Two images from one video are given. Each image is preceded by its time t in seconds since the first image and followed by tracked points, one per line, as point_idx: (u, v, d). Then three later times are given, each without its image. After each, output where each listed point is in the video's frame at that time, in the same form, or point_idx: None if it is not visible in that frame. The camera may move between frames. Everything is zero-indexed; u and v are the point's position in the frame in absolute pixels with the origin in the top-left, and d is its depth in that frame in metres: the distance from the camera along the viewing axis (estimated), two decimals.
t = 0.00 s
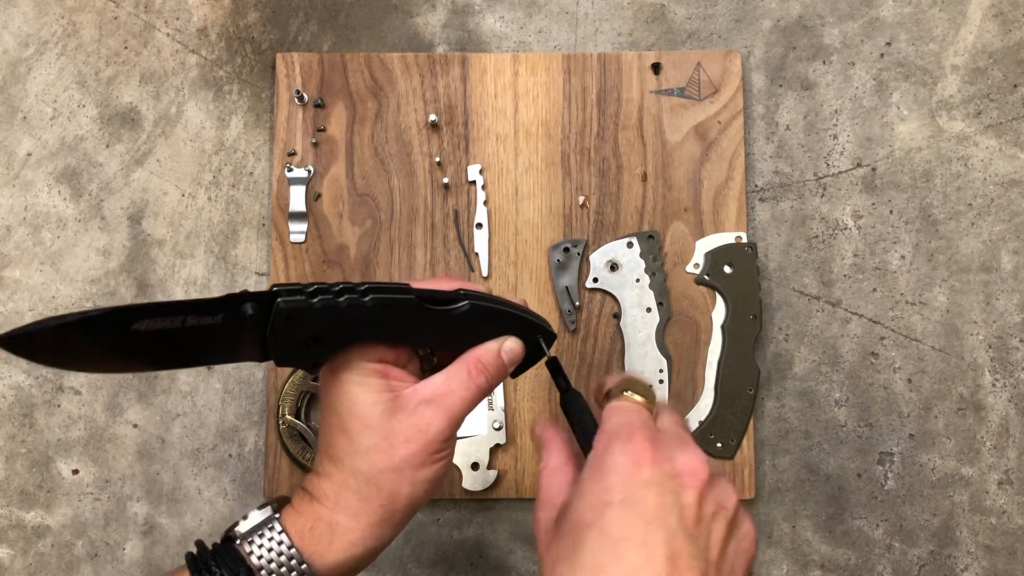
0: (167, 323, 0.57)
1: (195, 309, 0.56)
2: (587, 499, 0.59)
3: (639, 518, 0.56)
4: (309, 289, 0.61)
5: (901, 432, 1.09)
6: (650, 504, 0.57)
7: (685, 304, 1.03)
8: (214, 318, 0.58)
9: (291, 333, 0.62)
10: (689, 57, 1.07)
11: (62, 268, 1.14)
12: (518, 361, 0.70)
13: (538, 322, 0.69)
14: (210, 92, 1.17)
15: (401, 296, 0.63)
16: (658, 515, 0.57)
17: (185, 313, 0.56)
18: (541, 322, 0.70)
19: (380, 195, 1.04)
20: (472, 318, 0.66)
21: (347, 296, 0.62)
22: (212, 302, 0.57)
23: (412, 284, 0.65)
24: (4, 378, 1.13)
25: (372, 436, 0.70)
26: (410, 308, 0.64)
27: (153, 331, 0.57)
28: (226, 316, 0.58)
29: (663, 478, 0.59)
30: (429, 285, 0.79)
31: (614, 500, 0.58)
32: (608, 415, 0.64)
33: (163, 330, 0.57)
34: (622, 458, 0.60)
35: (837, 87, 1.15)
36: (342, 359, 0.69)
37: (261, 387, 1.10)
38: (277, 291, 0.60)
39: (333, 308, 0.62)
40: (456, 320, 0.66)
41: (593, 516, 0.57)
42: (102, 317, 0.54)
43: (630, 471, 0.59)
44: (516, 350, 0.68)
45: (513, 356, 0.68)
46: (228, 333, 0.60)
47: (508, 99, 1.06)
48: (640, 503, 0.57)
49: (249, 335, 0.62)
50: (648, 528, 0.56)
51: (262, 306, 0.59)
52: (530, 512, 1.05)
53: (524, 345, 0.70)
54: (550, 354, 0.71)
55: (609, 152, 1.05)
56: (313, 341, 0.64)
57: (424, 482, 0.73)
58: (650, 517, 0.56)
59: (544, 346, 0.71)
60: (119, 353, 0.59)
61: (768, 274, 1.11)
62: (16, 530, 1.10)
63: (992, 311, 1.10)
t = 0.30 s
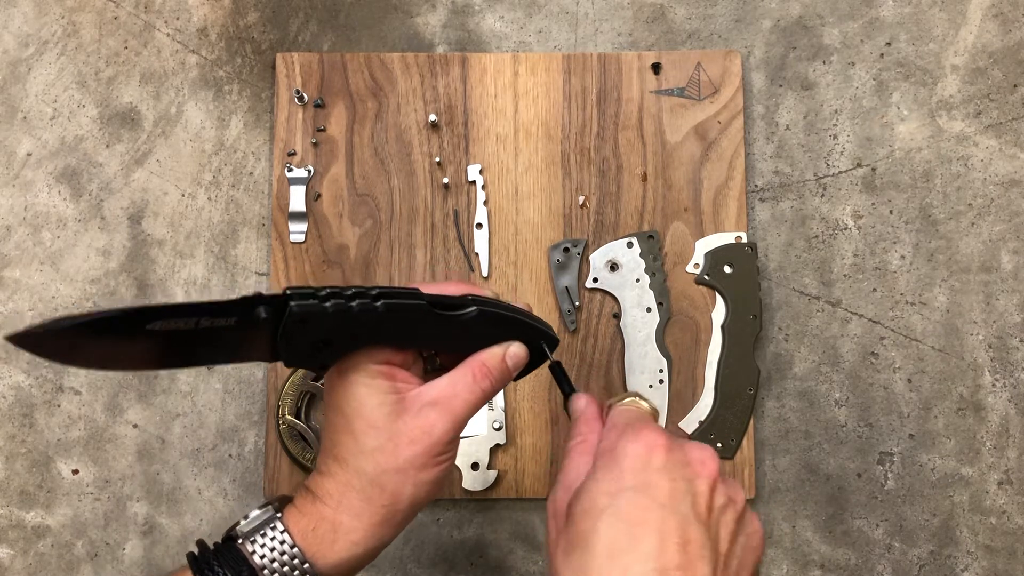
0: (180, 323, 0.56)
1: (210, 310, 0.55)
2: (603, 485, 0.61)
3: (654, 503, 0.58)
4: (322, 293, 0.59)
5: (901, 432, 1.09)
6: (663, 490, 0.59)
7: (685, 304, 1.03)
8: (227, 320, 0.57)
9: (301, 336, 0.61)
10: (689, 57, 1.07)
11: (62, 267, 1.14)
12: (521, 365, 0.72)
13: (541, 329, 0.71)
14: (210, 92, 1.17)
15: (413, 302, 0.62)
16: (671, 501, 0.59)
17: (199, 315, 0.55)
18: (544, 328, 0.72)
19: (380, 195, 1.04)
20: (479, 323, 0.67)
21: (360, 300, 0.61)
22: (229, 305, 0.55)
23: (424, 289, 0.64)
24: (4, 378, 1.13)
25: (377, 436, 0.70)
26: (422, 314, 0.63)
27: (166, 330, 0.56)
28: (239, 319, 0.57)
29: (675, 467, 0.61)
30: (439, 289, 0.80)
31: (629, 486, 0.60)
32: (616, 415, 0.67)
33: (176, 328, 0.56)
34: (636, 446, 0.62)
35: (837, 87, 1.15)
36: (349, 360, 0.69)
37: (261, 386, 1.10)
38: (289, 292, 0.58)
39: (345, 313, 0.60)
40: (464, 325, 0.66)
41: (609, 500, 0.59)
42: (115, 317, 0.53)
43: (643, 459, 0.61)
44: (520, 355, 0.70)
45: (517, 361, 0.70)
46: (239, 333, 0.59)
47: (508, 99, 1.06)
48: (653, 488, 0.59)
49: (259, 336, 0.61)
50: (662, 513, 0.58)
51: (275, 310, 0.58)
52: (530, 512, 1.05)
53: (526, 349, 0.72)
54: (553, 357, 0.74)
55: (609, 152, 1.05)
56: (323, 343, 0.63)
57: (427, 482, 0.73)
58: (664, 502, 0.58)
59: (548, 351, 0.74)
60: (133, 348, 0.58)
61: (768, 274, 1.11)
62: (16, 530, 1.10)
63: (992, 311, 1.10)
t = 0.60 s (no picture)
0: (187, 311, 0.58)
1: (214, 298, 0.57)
2: (585, 510, 0.60)
3: (635, 522, 0.57)
4: (326, 282, 0.61)
5: (901, 432, 1.09)
6: (644, 509, 0.57)
7: (685, 304, 1.03)
8: (231, 308, 0.59)
9: (306, 325, 0.62)
10: (689, 57, 1.07)
11: (62, 268, 1.14)
12: (528, 357, 0.69)
13: (549, 321, 0.69)
14: (210, 92, 1.17)
15: (417, 292, 0.63)
16: (651, 518, 0.57)
17: (203, 303, 0.57)
18: (553, 320, 0.69)
19: (380, 195, 1.04)
20: (485, 314, 0.66)
21: (364, 290, 0.62)
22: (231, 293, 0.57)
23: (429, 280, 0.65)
24: (4, 378, 1.13)
25: (381, 425, 0.70)
26: (427, 304, 0.64)
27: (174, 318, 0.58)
28: (244, 307, 0.59)
29: (655, 482, 0.60)
30: (448, 277, 0.78)
31: (610, 507, 0.59)
32: (595, 432, 0.66)
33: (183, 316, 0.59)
34: (613, 467, 0.61)
35: (837, 87, 1.15)
36: (356, 347, 0.69)
37: (261, 386, 1.10)
38: (294, 283, 0.60)
39: (349, 302, 0.62)
40: (470, 316, 0.66)
41: (590, 525, 0.58)
42: (121, 304, 0.56)
43: (622, 478, 0.60)
44: (526, 347, 0.68)
45: (524, 353, 0.68)
46: (245, 323, 0.61)
47: (508, 99, 1.06)
48: (635, 508, 0.58)
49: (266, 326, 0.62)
50: (643, 531, 0.56)
51: (279, 298, 0.60)
52: (530, 512, 1.05)
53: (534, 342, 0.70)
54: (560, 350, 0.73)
55: (609, 152, 1.05)
56: (329, 332, 0.64)
57: (432, 473, 0.73)
58: (646, 519, 0.57)
59: (554, 343, 0.72)
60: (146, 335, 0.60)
61: (768, 274, 1.11)
62: (16, 530, 1.10)
63: (992, 311, 1.10)
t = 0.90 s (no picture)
0: (265, 283, 0.57)
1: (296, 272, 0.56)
2: (638, 505, 0.62)
3: (687, 534, 0.59)
4: (403, 269, 0.59)
5: (900, 432, 1.09)
6: (697, 520, 0.60)
7: (685, 304, 1.03)
8: (309, 284, 0.58)
9: (377, 312, 0.61)
10: (689, 57, 1.07)
11: (62, 267, 1.14)
12: (581, 372, 0.71)
13: (605, 338, 0.69)
14: (210, 92, 1.17)
15: (484, 289, 0.61)
16: (705, 532, 0.59)
17: (284, 276, 0.56)
18: (607, 338, 0.69)
19: (380, 195, 1.04)
20: (547, 320, 0.65)
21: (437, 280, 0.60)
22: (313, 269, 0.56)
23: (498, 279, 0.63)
24: (4, 378, 1.13)
25: (439, 428, 0.70)
26: (493, 302, 0.62)
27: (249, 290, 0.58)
28: (322, 285, 0.58)
29: (713, 497, 0.61)
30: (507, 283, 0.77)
31: (662, 511, 0.61)
32: (662, 428, 0.66)
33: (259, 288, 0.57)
34: (674, 471, 0.62)
35: (837, 87, 1.15)
36: (418, 347, 0.69)
37: (261, 386, 1.10)
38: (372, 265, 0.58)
39: (423, 289, 0.60)
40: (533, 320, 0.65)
41: (641, 524, 0.61)
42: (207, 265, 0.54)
43: (681, 485, 0.62)
44: (581, 362, 0.69)
45: (579, 367, 0.69)
46: (318, 302, 0.60)
47: (508, 99, 1.06)
48: (688, 518, 0.60)
49: (337, 309, 0.61)
50: (694, 544, 0.58)
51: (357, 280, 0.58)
52: (531, 511, 1.06)
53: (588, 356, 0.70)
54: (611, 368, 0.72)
55: (609, 152, 1.05)
56: (398, 321, 0.63)
57: (484, 479, 0.73)
58: (697, 533, 0.59)
59: (608, 362, 0.72)
60: (210, 307, 0.59)
61: (768, 274, 1.11)
62: (16, 530, 1.10)
63: (992, 311, 1.10)
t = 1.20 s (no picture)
0: (263, 277, 0.57)
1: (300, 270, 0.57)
2: (632, 509, 0.62)
3: (683, 530, 0.59)
4: (398, 272, 0.62)
5: (901, 432, 1.09)
6: (692, 516, 0.60)
7: (685, 304, 1.03)
8: (308, 282, 0.58)
9: (371, 314, 0.62)
10: (689, 57, 1.07)
11: (62, 267, 1.14)
12: (557, 383, 0.71)
13: (579, 353, 0.72)
14: (210, 92, 1.17)
15: (476, 298, 0.64)
16: (699, 527, 0.60)
17: (290, 273, 0.57)
18: (581, 354, 0.72)
19: (380, 195, 1.04)
20: (530, 331, 0.68)
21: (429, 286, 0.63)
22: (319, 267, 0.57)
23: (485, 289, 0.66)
24: (4, 378, 1.13)
25: (416, 430, 0.71)
26: (481, 311, 0.65)
27: (246, 284, 0.57)
28: (321, 283, 0.59)
29: (705, 492, 0.63)
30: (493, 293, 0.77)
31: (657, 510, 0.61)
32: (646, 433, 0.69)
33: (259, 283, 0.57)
34: (666, 472, 0.63)
35: (837, 87, 1.15)
36: (402, 349, 0.69)
37: (261, 387, 1.10)
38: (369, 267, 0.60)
39: (417, 294, 0.62)
40: (516, 331, 0.67)
41: (637, 525, 0.61)
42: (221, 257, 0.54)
43: (675, 483, 0.63)
44: (557, 374, 0.70)
45: (555, 378, 0.70)
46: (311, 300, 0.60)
47: (508, 99, 1.06)
48: (683, 514, 0.61)
49: (330, 309, 0.61)
50: (691, 539, 0.59)
51: (354, 280, 0.60)
52: (530, 511, 1.05)
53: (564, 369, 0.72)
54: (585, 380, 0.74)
55: (609, 152, 1.05)
56: (389, 324, 0.64)
57: (458, 482, 0.73)
58: (693, 527, 0.60)
59: (581, 375, 0.74)
60: (203, 298, 0.58)
61: (768, 274, 1.11)
62: (16, 530, 1.10)
63: (992, 311, 1.10)
